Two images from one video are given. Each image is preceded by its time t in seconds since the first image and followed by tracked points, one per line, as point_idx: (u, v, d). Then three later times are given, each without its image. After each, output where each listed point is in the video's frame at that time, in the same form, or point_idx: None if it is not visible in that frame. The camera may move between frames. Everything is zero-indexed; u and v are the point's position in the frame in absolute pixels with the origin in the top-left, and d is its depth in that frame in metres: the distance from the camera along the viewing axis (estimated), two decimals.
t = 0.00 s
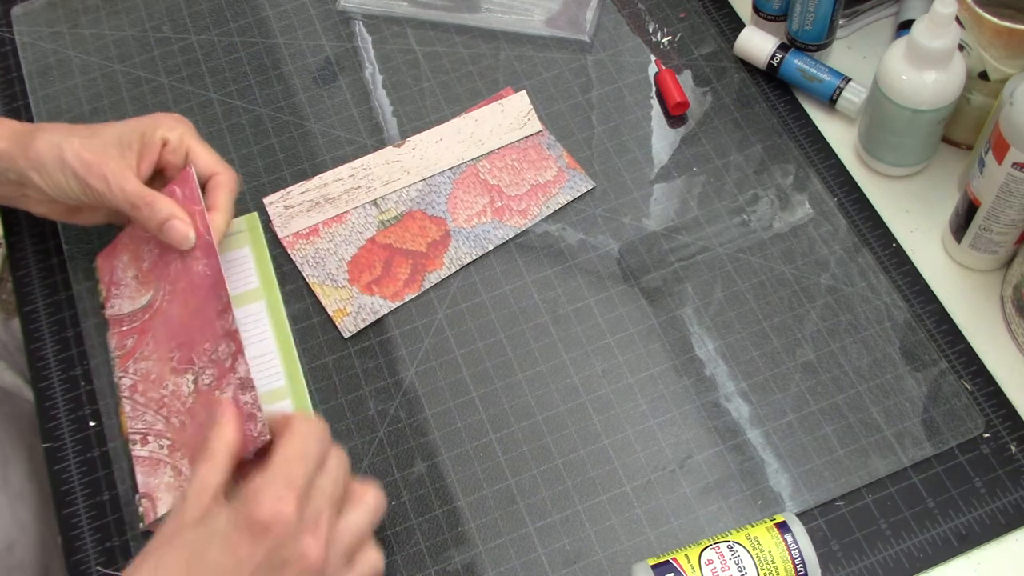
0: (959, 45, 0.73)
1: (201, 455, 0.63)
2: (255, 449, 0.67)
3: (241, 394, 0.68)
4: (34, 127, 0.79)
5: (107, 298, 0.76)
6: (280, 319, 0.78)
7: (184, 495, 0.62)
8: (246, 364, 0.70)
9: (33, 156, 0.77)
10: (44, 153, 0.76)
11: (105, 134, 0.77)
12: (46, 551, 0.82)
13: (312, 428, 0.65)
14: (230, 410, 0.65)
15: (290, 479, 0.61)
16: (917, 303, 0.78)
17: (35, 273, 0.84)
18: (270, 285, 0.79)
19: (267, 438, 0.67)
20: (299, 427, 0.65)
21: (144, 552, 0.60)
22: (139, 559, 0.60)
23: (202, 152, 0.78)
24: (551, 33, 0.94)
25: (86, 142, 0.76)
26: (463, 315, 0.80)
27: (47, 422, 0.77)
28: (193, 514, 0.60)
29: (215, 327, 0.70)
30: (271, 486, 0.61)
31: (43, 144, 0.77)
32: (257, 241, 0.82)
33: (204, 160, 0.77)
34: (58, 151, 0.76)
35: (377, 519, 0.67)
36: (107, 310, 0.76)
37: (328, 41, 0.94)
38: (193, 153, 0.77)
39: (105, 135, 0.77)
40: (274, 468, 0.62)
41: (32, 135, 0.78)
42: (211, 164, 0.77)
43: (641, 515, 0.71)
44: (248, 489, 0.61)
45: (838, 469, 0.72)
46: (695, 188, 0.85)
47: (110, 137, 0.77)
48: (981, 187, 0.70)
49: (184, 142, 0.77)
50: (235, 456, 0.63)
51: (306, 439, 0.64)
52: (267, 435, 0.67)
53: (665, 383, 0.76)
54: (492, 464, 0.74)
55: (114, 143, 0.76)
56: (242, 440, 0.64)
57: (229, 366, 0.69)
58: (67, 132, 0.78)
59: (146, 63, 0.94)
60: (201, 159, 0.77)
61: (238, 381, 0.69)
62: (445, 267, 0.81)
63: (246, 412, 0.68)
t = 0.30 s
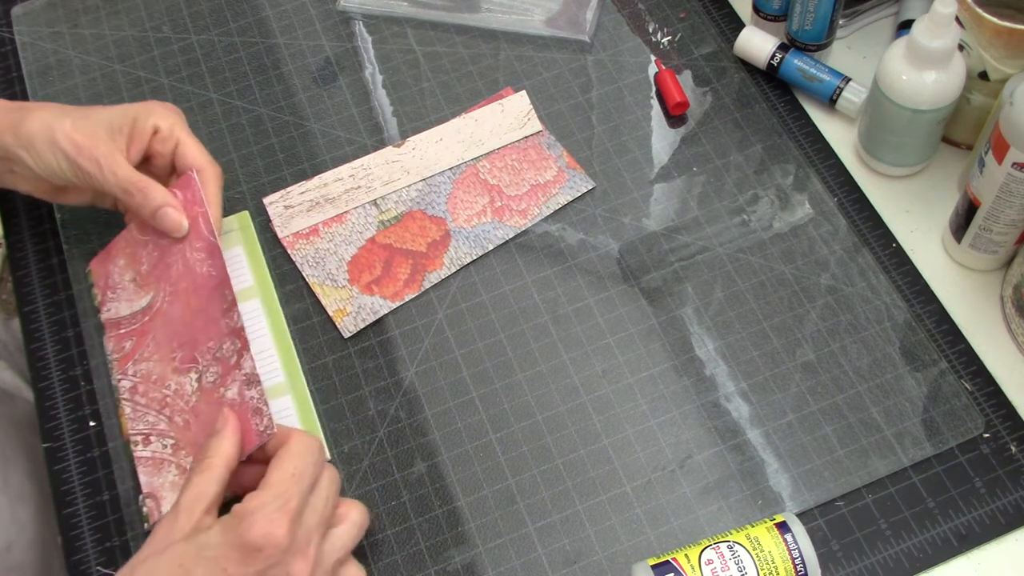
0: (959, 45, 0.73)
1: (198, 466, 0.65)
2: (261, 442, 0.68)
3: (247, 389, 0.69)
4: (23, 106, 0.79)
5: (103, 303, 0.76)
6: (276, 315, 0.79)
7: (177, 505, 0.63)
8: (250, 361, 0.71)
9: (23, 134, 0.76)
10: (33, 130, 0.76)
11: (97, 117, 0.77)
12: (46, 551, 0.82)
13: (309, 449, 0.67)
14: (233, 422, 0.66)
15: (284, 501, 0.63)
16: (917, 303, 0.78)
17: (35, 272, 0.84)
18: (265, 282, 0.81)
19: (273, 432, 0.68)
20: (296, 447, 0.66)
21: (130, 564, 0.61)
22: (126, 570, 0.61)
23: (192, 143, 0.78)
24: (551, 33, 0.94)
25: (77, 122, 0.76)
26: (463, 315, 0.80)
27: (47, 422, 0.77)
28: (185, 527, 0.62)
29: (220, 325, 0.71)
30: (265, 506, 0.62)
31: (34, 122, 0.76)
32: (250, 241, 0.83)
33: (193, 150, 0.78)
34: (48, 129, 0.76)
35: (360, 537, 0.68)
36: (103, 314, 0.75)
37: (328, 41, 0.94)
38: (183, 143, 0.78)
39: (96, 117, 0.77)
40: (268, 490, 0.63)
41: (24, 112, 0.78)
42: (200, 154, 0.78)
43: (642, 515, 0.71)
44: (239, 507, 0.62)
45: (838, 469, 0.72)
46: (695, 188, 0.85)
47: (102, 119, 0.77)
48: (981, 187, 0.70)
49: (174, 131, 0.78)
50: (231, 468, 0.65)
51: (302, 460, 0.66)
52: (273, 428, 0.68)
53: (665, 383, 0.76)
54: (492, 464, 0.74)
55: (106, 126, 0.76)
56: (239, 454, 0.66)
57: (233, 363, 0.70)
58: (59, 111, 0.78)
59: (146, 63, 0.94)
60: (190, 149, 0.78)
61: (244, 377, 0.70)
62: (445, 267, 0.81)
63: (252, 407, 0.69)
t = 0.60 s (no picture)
0: (959, 45, 0.73)
1: (213, 442, 0.65)
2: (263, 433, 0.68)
3: (248, 381, 0.69)
4: (25, 103, 0.78)
5: (103, 299, 0.76)
6: (275, 308, 0.80)
7: (192, 482, 0.63)
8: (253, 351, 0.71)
9: (26, 130, 0.76)
10: (37, 126, 0.76)
11: (98, 111, 0.77)
12: (44, 552, 0.82)
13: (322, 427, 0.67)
14: (245, 398, 0.66)
15: (297, 480, 0.63)
16: (917, 303, 0.78)
17: (34, 272, 0.84)
18: (263, 274, 0.81)
19: (275, 422, 0.68)
20: (311, 426, 0.66)
21: (144, 540, 0.61)
22: (140, 547, 0.60)
23: (192, 136, 0.78)
24: (551, 33, 0.94)
25: (79, 116, 0.76)
26: (463, 315, 0.80)
27: (47, 422, 0.77)
28: (200, 504, 0.62)
29: (220, 319, 0.71)
30: (278, 485, 0.62)
31: (37, 118, 0.76)
32: (248, 237, 0.83)
33: (193, 143, 0.78)
34: (51, 125, 0.76)
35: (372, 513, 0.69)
36: (104, 310, 0.75)
37: (328, 41, 0.94)
38: (182, 136, 0.78)
39: (98, 111, 0.77)
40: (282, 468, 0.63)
41: (24, 108, 0.78)
42: (199, 147, 0.78)
43: (641, 515, 0.71)
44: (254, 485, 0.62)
45: (838, 469, 0.72)
46: (695, 188, 0.85)
47: (104, 113, 0.77)
48: (981, 187, 0.70)
49: (174, 124, 0.78)
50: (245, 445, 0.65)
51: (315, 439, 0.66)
52: (276, 419, 0.68)
53: (665, 383, 0.76)
54: (492, 464, 0.74)
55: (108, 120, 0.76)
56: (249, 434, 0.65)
57: (235, 355, 0.70)
58: (60, 106, 0.77)
59: (146, 63, 0.94)
60: (190, 143, 0.78)
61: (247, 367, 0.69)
62: (445, 267, 0.81)
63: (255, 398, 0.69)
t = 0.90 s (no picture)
0: (959, 45, 0.73)
1: (200, 438, 0.65)
2: (259, 438, 0.68)
3: (248, 386, 0.69)
4: (26, 97, 0.78)
5: (98, 302, 0.76)
6: (270, 311, 0.79)
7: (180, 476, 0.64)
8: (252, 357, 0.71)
9: (26, 127, 0.76)
10: (38, 124, 0.76)
11: (100, 112, 0.77)
12: (44, 552, 0.83)
13: (314, 428, 0.67)
14: (228, 398, 0.66)
15: (286, 474, 0.62)
16: (917, 303, 0.78)
17: (35, 272, 0.84)
18: (260, 280, 0.81)
19: (272, 427, 0.68)
20: (302, 428, 0.66)
21: (132, 531, 0.62)
22: (127, 537, 0.62)
23: (194, 142, 0.78)
24: (551, 33, 0.94)
25: (81, 117, 0.76)
26: (463, 315, 0.80)
27: (47, 422, 0.77)
28: (188, 499, 0.63)
29: (220, 324, 0.71)
30: (267, 478, 0.61)
31: (38, 116, 0.76)
32: (245, 241, 0.82)
33: (195, 149, 0.78)
34: (51, 123, 0.76)
35: (371, 525, 0.68)
36: (99, 312, 0.75)
37: (328, 41, 0.94)
38: (184, 142, 0.78)
39: (100, 112, 0.77)
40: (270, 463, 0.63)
41: (26, 103, 0.78)
42: (201, 153, 0.78)
43: (641, 515, 0.71)
44: (242, 478, 0.62)
45: (838, 469, 0.72)
46: (695, 188, 0.85)
47: (105, 114, 0.77)
48: (981, 187, 0.70)
49: (176, 130, 0.78)
50: (232, 443, 0.66)
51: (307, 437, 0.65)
52: (272, 424, 0.68)
53: (665, 383, 0.76)
54: (492, 464, 0.74)
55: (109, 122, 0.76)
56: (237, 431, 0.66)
57: (235, 360, 0.70)
58: (61, 104, 0.77)
59: (146, 63, 0.94)
60: (191, 149, 0.78)
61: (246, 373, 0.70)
62: (445, 267, 0.81)
63: (252, 403, 0.69)
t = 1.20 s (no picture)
0: (959, 45, 0.73)
1: (200, 444, 0.65)
2: (250, 439, 0.67)
3: (243, 388, 0.69)
4: (28, 100, 0.78)
5: (98, 302, 0.76)
6: (270, 315, 0.79)
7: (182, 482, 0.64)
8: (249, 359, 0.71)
9: (30, 130, 0.76)
10: (42, 128, 0.76)
11: (103, 115, 0.77)
12: (44, 552, 0.83)
13: (308, 424, 0.67)
14: (227, 401, 0.67)
15: (284, 472, 0.62)
16: (917, 303, 0.78)
17: (35, 272, 0.84)
18: (259, 281, 0.81)
19: (264, 428, 0.67)
20: (296, 424, 0.66)
21: (134, 542, 0.61)
22: (130, 547, 0.61)
23: (197, 148, 0.79)
24: (551, 33, 0.94)
25: (83, 120, 0.76)
26: (463, 315, 0.80)
27: (48, 422, 0.77)
28: (190, 505, 0.63)
29: (219, 325, 0.71)
30: (266, 478, 0.62)
31: (41, 119, 0.76)
32: (245, 242, 0.83)
33: (199, 155, 0.79)
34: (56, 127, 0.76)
35: (370, 510, 0.69)
36: (99, 312, 0.75)
37: (328, 42, 0.94)
38: (188, 148, 0.79)
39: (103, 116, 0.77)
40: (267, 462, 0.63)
41: (28, 106, 0.77)
42: (204, 160, 0.79)
43: (641, 515, 0.71)
44: (240, 480, 0.62)
45: (838, 469, 0.72)
46: (695, 188, 0.85)
47: (108, 118, 0.76)
48: (981, 187, 0.70)
49: (180, 136, 0.79)
50: (232, 447, 0.66)
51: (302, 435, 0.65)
52: (264, 425, 0.67)
53: (665, 383, 0.76)
54: (492, 463, 0.74)
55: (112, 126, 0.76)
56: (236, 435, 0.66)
57: (232, 362, 0.70)
58: (64, 107, 0.77)
59: (146, 63, 0.94)
60: (195, 155, 0.79)
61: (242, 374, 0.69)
62: (445, 267, 0.81)
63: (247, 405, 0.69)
